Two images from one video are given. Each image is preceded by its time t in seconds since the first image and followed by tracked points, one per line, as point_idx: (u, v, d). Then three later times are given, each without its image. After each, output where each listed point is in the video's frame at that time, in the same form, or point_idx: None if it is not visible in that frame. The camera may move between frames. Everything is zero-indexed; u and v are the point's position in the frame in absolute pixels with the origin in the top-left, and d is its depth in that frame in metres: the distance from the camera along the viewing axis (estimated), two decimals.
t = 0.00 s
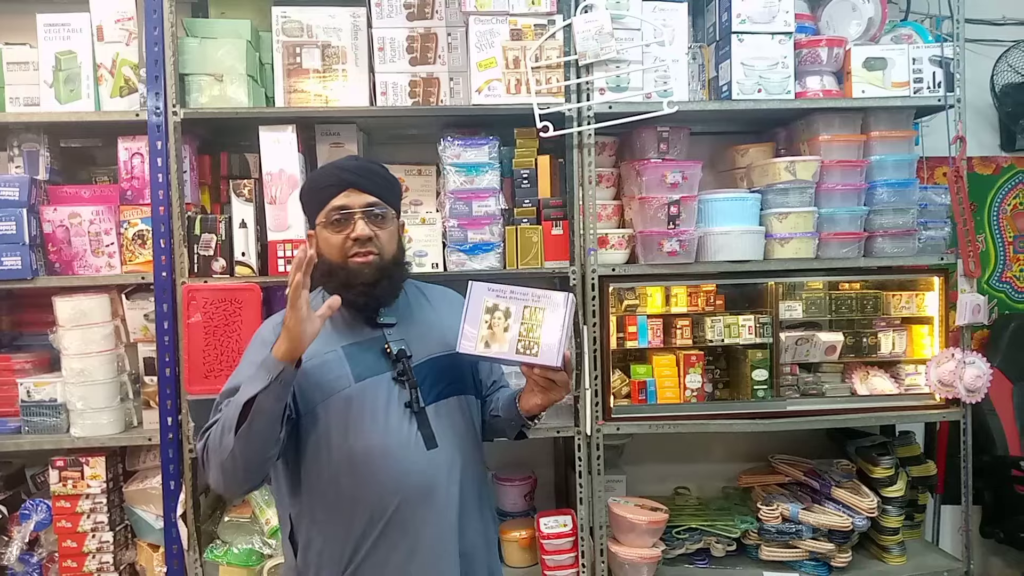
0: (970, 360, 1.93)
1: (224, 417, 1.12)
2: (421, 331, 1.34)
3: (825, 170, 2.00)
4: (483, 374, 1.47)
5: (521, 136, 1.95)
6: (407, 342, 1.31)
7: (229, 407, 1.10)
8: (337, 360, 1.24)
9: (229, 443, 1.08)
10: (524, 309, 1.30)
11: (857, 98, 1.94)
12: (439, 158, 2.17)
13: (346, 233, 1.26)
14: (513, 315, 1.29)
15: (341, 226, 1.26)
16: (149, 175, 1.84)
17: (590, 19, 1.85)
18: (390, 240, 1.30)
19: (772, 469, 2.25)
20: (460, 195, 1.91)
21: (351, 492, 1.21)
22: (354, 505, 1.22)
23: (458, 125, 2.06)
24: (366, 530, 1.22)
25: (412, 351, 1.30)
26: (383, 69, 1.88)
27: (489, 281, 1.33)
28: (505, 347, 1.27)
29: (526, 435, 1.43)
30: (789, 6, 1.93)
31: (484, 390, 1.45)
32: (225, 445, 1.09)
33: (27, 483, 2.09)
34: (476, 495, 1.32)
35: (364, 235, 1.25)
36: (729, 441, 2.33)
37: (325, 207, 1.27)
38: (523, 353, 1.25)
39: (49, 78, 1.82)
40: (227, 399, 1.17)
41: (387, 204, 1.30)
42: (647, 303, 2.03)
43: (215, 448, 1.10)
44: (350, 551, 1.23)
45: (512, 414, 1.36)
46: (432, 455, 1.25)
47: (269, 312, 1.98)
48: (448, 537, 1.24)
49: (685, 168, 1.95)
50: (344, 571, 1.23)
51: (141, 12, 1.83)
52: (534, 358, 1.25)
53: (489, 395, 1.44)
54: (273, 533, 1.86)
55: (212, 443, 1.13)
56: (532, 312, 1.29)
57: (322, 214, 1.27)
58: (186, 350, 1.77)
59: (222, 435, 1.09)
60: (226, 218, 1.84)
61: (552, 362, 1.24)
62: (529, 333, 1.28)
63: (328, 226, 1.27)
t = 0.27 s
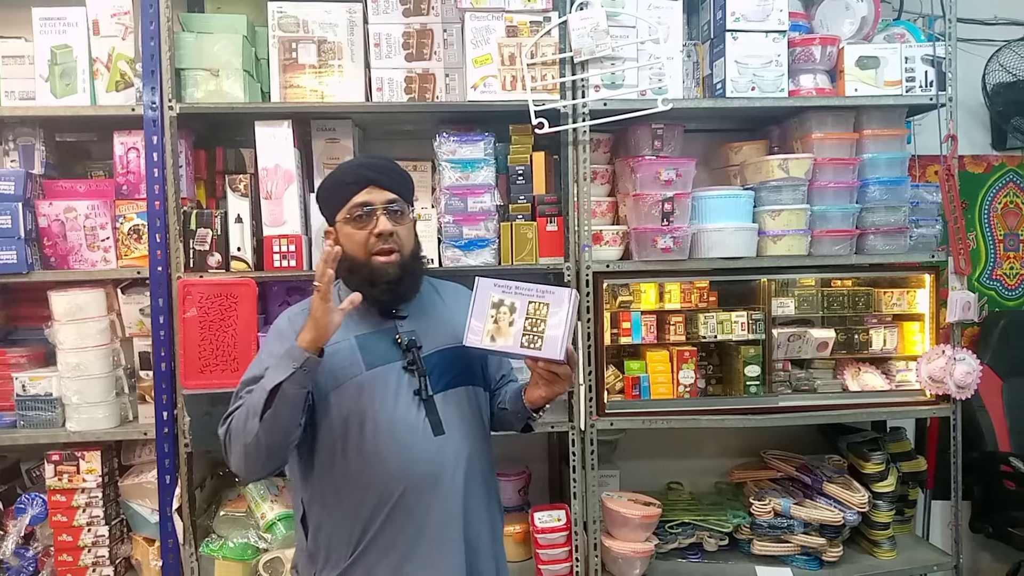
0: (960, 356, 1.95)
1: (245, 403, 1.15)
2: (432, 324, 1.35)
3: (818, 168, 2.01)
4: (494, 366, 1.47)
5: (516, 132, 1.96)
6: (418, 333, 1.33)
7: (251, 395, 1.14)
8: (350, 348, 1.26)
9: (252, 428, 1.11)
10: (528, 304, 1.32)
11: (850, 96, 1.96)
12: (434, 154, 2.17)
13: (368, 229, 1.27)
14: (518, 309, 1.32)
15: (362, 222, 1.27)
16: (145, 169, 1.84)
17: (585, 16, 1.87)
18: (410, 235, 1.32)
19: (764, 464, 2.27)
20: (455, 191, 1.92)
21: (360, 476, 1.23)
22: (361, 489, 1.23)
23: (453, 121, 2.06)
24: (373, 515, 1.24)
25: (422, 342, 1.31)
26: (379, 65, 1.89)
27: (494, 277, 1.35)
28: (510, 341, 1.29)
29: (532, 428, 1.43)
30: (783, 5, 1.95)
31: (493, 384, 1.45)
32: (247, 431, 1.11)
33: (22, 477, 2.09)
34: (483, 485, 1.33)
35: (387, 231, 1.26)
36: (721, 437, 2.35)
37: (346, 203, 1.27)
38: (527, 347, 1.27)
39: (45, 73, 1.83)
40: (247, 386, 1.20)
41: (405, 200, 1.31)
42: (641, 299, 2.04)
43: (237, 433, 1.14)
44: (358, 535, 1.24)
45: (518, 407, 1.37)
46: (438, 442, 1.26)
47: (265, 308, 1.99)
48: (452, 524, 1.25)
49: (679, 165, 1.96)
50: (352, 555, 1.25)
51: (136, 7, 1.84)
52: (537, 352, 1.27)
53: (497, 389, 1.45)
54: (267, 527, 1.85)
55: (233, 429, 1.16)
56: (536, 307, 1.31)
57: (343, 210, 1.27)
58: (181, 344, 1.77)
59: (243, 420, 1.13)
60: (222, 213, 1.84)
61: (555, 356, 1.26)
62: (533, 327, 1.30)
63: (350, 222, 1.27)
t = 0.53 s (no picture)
0: (956, 354, 1.96)
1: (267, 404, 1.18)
2: (445, 318, 1.37)
3: (817, 166, 2.02)
4: (506, 364, 1.45)
5: (516, 129, 1.96)
6: (431, 328, 1.34)
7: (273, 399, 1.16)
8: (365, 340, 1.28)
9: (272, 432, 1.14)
10: (538, 302, 1.32)
11: (849, 95, 1.97)
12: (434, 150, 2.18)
13: (384, 225, 1.30)
14: (528, 308, 1.31)
15: (379, 218, 1.30)
16: (145, 164, 1.85)
17: (585, 14, 1.88)
18: (425, 232, 1.35)
19: (762, 461, 2.28)
20: (455, 188, 1.92)
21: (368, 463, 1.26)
22: (370, 476, 1.26)
23: (453, 118, 2.07)
24: (380, 501, 1.27)
25: (434, 337, 1.33)
26: (379, 62, 1.90)
27: (506, 276, 1.35)
28: (519, 338, 1.29)
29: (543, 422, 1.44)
30: (782, 4, 1.95)
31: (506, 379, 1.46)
32: (268, 433, 1.15)
33: (22, 470, 2.10)
34: (491, 477, 1.35)
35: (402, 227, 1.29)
36: (719, 434, 2.36)
37: (365, 200, 1.31)
38: (536, 345, 1.27)
39: (46, 67, 1.83)
40: (268, 381, 1.22)
41: (422, 198, 1.34)
42: (639, 296, 2.06)
43: (259, 432, 1.18)
44: (366, 520, 1.27)
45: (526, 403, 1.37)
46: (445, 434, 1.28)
47: (265, 303, 2.00)
48: (457, 513, 1.27)
49: (678, 163, 1.97)
50: (359, 540, 1.28)
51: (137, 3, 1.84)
52: (546, 350, 1.27)
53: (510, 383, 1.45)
54: (267, 521, 1.87)
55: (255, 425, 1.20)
56: (546, 306, 1.31)
57: (361, 207, 1.32)
58: (182, 338, 1.78)
59: (265, 422, 1.16)
60: (222, 208, 1.85)
61: (563, 355, 1.26)
62: (542, 325, 1.30)
63: (367, 217, 1.31)
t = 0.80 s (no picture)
0: (953, 351, 1.98)
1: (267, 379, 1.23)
2: (459, 317, 1.39)
3: (815, 163, 2.02)
4: (518, 364, 1.43)
5: (515, 125, 1.97)
6: (445, 327, 1.37)
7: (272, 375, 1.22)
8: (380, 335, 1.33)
9: (267, 414, 1.21)
10: (552, 305, 1.33)
11: (847, 92, 1.97)
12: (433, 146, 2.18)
13: (404, 223, 1.34)
14: (542, 310, 1.33)
15: (400, 216, 1.35)
16: (144, 158, 1.85)
17: (585, 9, 1.88)
18: (444, 230, 1.38)
19: (759, 457, 2.28)
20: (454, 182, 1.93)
21: (371, 454, 1.31)
22: (370, 465, 1.31)
23: (452, 113, 2.08)
24: (380, 490, 1.32)
25: (448, 336, 1.35)
26: (378, 56, 1.90)
27: (521, 278, 1.38)
28: (533, 340, 1.31)
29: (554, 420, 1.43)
30: None
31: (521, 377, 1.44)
32: (263, 414, 1.21)
33: (21, 463, 2.10)
34: (492, 477, 1.38)
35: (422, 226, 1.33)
36: (717, 429, 2.36)
37: (387, 198, 1.35)
38: (549, 347, 1.29)
39: (44, 61, 1.83)
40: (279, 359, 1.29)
41: (442, 197, 1.37)
42: (637, 292, 2.06)
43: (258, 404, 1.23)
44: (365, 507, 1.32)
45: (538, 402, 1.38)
46: (448, 433, 1.31)
47: (263, 297, 2.00)
48: (452, 510, 1.31)
49: (677, 159, 1.97)
50: (357, 525, 1.33)
51: None
52: (558, 352, 1.28)
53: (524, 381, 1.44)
54: (264, 515, 1.86)
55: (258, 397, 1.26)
56: (560, 309, 1.33)
57: (383, 204, 1.36)
58: (181, 332, 1.78)
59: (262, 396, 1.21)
60: (221, 202, 1.84)
61: (574, 358, 1.27)
62: (556, 328, 1.31)
63: (389, 215, 1.36)
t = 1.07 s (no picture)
0: (967, 350, 1.96)
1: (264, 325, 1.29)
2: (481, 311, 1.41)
3: (830, 159, 2.01)
4: (540, 361, 1.44)
5: (528, 117, 1.96)
6: (466, 319, 1.39)
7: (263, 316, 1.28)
8: (399, 322, 1.36)
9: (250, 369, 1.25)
10: (575, 304, 1.33)
11: (864, 88, 1.95)
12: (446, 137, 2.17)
13: (433, 213, 1.38)
14: (564, 309, 1.33)
15: (430, 206, 1.39)
16: (156, 147, 1.84)
17: (600, 2, 1.88)
18: (472, 222, 1.41)
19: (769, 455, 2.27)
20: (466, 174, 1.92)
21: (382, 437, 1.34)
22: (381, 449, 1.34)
23: (465, 105, 2.06)
24: (388, 475, 1.34)
25: (468, 329, 1.37)
26: (391, 47, 1.89)
27: (544, 276, 1.37)
28: (556, 338, 1.31)
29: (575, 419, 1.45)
30: None
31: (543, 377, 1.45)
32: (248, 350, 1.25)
33: (31, 449, 2.11)
34: (502, 472, 1.39)
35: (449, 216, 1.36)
36: (726, 426, 2.35)
37: (417, 188, 1.40)
38: (572, 346, 1.29)
39: (57, 48, 1.83)
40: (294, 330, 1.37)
41: (471, 190, 1.40)
42: (648, 288, 2.03)
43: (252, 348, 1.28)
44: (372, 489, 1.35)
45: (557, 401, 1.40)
46: (459, 425, 1.33)
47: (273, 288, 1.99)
48: (456, 499, 1.33)
49: (690, 153, 1.96)
50: (363, 507, 1.36)
51: None
52: (581, 352, 1.29)
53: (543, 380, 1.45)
54: (274, 505, 1.85)
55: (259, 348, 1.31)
56: (583, 309, 1.32)
57: (414, 194, 1.40)
58: (192, 321, 1.78)
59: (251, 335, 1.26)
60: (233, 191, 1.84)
61: (598, 357, 1.28)
62: (578, 327, 1.31)
63: (419, 204, 1.40)
